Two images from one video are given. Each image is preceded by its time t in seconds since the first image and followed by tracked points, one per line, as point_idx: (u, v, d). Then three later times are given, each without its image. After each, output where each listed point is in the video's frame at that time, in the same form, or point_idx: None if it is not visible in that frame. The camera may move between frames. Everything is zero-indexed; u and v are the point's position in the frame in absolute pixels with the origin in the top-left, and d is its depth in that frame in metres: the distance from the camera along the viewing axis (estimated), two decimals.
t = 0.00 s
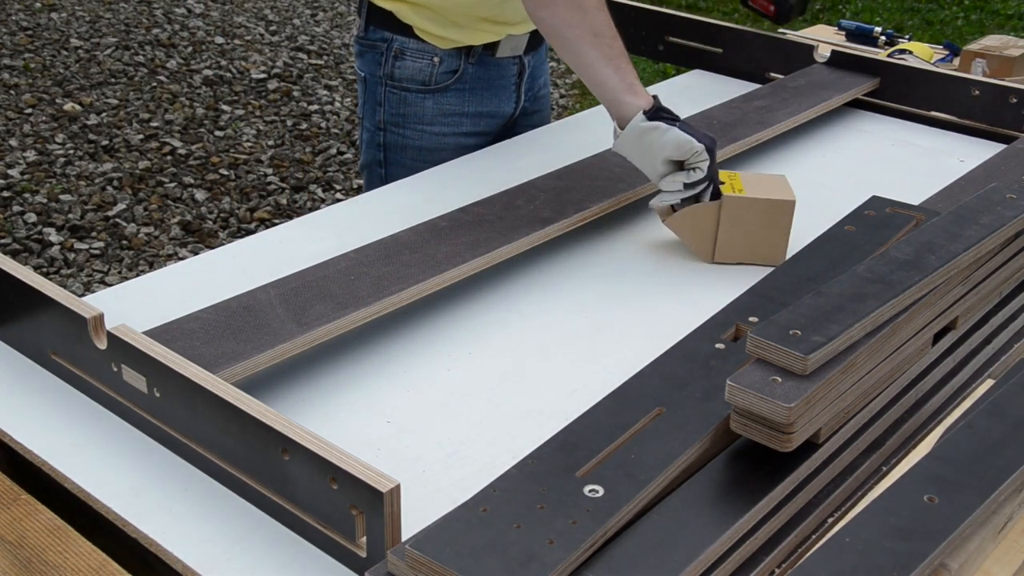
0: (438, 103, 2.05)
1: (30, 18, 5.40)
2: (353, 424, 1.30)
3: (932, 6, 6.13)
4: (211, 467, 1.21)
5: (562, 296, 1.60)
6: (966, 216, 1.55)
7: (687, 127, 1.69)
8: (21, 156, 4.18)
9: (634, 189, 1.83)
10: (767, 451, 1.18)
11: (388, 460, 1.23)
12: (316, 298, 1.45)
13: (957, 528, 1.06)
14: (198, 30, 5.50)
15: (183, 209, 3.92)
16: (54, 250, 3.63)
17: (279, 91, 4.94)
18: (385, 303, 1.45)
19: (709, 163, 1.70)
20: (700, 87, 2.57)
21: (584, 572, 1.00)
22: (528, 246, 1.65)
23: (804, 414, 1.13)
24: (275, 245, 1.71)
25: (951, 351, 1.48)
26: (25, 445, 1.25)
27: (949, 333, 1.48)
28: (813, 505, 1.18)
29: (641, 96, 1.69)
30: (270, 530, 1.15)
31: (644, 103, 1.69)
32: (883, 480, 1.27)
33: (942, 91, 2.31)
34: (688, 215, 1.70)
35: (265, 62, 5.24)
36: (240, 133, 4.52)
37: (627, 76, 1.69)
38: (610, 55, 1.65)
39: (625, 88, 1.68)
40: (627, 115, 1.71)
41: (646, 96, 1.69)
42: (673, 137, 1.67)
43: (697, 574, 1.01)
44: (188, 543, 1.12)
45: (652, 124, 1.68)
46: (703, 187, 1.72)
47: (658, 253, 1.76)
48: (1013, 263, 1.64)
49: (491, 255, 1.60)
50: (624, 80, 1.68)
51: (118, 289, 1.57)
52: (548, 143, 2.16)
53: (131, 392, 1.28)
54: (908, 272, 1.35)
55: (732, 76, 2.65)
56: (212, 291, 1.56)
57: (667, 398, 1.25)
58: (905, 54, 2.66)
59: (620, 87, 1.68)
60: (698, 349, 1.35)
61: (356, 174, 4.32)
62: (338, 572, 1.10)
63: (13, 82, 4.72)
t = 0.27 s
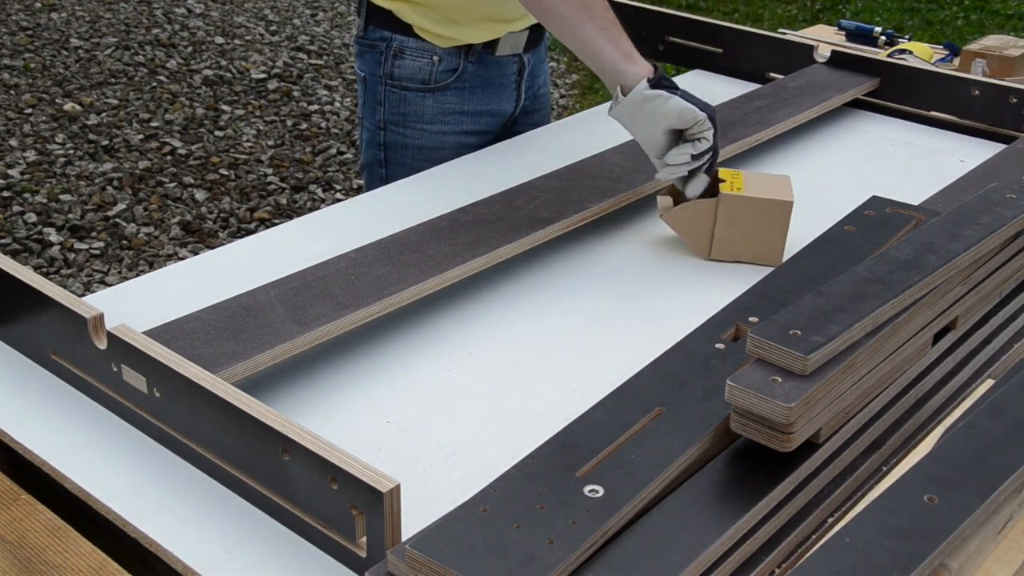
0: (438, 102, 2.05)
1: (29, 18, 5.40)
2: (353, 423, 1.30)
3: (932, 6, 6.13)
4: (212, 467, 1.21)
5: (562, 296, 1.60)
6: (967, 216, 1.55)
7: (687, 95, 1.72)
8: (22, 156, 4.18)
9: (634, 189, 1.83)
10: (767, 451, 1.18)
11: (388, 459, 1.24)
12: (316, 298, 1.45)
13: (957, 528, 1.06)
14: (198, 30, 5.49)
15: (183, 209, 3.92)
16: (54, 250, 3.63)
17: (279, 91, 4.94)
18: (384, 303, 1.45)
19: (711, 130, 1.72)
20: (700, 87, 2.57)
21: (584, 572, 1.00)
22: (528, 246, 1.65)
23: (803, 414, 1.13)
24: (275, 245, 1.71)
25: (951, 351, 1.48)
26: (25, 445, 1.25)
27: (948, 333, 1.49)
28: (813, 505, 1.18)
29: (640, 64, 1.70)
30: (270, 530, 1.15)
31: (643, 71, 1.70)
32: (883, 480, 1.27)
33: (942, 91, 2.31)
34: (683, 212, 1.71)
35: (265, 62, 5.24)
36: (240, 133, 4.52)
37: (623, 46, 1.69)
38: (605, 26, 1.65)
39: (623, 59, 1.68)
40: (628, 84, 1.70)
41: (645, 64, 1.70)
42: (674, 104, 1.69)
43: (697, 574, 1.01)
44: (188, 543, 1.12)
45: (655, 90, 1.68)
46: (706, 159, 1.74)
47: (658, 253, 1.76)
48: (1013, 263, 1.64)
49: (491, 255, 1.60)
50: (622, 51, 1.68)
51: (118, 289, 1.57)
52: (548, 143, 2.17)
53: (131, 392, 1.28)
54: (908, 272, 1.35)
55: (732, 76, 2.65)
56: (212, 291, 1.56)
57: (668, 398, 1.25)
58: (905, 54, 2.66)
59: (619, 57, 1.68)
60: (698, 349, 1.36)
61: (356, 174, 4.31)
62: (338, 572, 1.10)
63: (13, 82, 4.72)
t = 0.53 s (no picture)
0: (419, 95, 2.07)
1: (29, 18, 5.40)
2: (353, 423, 1.30)
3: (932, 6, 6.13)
4: (212, 467, 1.21)
5: (562, 296, 1.60)
6: (967, 216, 1.55)
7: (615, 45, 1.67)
8: (21, 156, 4.18)
9: (635, 189, 1.83)
10: (767, 452, 1.18)
11: (388, 460, 1.24)
12: (316, 298, 1.45)
13: (957, 528, 1.06)
14: (198, 30, 5.49)
15: (183, 209, 3.92)
16: (54, 250, 3.63)
17: (279, 91, 4.94)
18: (384, 303, 1.45)
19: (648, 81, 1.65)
20: (700, 86, 2.57)
21: (584, 572, 1.00)
22: (528, 246, 1.65)
23: (803, 414, 1.13)
24: (275, 245, 1.71)
25: (951, 351, 1.48)
26: (25, 445, 1.25)
27: (948, 333, 1.49)
28: (813, 505, 1.18)
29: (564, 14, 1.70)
30: (270, 530, 1.15)
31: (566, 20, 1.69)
32: (883, 480, 1.26)
33: (942, 91, 2.31)
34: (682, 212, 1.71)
35: (265, 62, 5.24)
36: (240, 133, 4.52)
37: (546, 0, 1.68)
38: None
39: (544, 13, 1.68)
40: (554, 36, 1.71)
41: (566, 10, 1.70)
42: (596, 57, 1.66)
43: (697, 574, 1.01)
44: (188, 543, 1.12)
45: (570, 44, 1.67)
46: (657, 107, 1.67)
47: (658, 252, 1.76)
48: (1013, 263, 1.64)
49: (491, 255, 1.60)
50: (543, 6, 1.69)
51: (118, 289, 1.57)
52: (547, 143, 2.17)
53: (131, 392, 1.28)
54: (908, 272, 1.35)
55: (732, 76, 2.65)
56: (211, 291, 1.56)
57: (668, 398, 1.25)
58: (905, 54, 2.66)
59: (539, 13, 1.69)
60: (698, 348, 1.36)
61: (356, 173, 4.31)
62: (338, 572, 1.10)
63: (13, 82, 4.72)
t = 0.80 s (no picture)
0: (359, 94, 2.07)
1: (30, 18, 5.39)
2: (352, 423, 1.30)
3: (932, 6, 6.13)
4: (212, 467, 1.21)
5: (561, 296, 1.60)
6: (967, 216, 1.55)
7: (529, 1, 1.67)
8: (21, 156, 4.18)
9: (635, 189, 1.83)
10: (767, 452, 1.18)
11: (388, 460, 1.24)
12: (316, 298, 1.45)
13: (957, 528, 1.06)
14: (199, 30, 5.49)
15: (183, 209, 3.92)
16: (54, 250, 3.63)
17: (279, 91, 4.94)
18: (384, 303, 1.45)
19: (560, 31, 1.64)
20: (700, 86, 2.57)
21: (584, 572, 1.00)
22: (528, 246, 1.65)
23: (804, 414, 1.13)
24: (275, 245, 1.71)
25: (951, 351, 1.48)
26: (25, 445, 1.25)
27: (948, 333, 1.49)
28: (813, 505, 1.18)
29: None
30: (270, 530, 1.15)
31: None
32: (883, 480, 1.26)
33: (942, 91, 2.31)
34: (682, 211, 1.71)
35: (265, 62, 5.24)
36: (240, 133, 4.52)
37: None
38: None
39: None
40: None
41: None
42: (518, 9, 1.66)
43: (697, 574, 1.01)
44: (188, 543, 1.12)
45: None
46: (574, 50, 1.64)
47: (658, 252, 1.76)
48: (1013, 264, 1.64)
49: (491, 255, 1.60)
50: None
51: (117, 288, 1.57)
52: (547, 143, 2.17)
53: (131, 392, 1.28)
54: (908, 272, 1.35)
55: (732, 76, 2.65)
56: (210, 291, 1.56)
57: (668, 398, 1.25)
58: (905, 54, 2.66)
59: None
60: (698, 348, 1.36)
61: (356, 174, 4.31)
62: (338, 572, 1.10)
63: (13, 82, 4.72)
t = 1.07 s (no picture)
0: (254, 102, 2.17)
1: (30, 18, 5.39)
2: (352, 424, 1.30)
3: (931, 6, 6.13)
4: (212, 467, 1.21)
5: (561, 296, 1.60)
6: (967, 216, 1.55)
7: None
8: (21, 156, 4.18)
9: (635, 189, 1.83)
10: (767, 452, 1.18)
11: (388, 460, 1.23)
12: (317, 298, 1.45)
13: (957, 528, 1.06)
14: (198, 30, 5.49)
15: (183, 209, 3.93)
16: (54, 250, 3.63)
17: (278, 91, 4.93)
18: (384, 302, 1.45)
19: None
20: (700, 86, 2.57)
21: (583, 572, 1.00)
22: (528, 246, 1.65)
23: (804, 414, 1.13)
24: (274, 245, 1.71)
25: (951, 351, 1.48)
26: (25, 445, 1.25)
27: (948, 334, 1.49)
28: (813, 505, 1.18)
29: None
30: (270, 530, 1.15)
31: None
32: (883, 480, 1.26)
33: (942, 91, 2.31)
34: (682, 210, 1.70)
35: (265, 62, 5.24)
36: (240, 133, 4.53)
37: None
38: None
39: None
40: None
41: None
42: None
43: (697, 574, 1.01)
44: (188, 543, 1.12)
45: None
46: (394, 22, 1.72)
47: (658, 252, 1.76)
48: (1013, 264, 1.64)
49: (491, 255, 1.59)
50: None
51: (117, 288, 1.57)
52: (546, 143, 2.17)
53: (131, 392, 1.28)
54: (908, 272, 1.35)
55: (732, 76, 2.65)
56: (209, 291, 1.56)
57: (668, 398, 1.25)
58: (905, 54, 2.66)
59: None
60: (698, 348, 1.36)
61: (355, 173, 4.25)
62: (338, 572, 1.10)
63: (13, 82, 4.72)
